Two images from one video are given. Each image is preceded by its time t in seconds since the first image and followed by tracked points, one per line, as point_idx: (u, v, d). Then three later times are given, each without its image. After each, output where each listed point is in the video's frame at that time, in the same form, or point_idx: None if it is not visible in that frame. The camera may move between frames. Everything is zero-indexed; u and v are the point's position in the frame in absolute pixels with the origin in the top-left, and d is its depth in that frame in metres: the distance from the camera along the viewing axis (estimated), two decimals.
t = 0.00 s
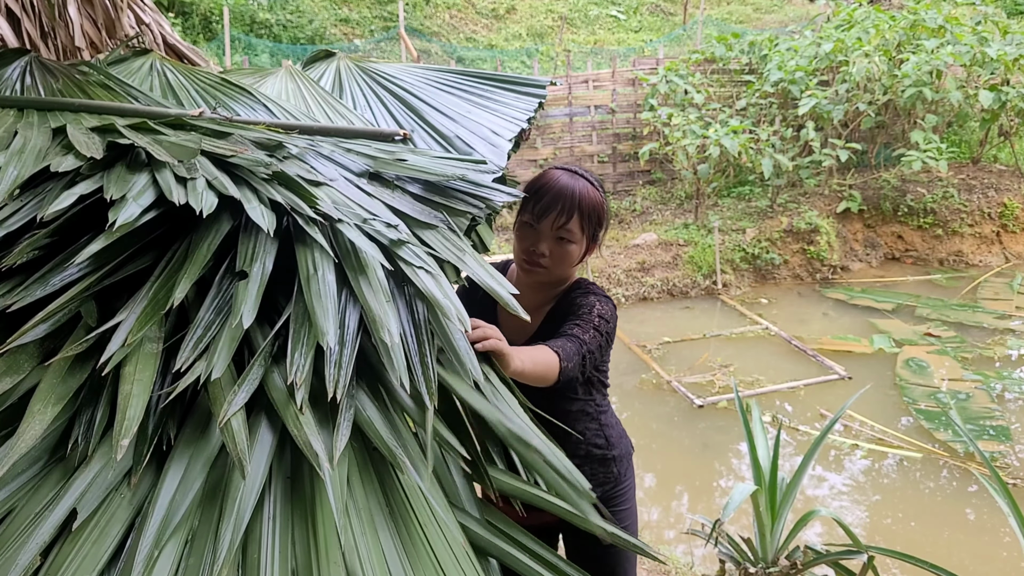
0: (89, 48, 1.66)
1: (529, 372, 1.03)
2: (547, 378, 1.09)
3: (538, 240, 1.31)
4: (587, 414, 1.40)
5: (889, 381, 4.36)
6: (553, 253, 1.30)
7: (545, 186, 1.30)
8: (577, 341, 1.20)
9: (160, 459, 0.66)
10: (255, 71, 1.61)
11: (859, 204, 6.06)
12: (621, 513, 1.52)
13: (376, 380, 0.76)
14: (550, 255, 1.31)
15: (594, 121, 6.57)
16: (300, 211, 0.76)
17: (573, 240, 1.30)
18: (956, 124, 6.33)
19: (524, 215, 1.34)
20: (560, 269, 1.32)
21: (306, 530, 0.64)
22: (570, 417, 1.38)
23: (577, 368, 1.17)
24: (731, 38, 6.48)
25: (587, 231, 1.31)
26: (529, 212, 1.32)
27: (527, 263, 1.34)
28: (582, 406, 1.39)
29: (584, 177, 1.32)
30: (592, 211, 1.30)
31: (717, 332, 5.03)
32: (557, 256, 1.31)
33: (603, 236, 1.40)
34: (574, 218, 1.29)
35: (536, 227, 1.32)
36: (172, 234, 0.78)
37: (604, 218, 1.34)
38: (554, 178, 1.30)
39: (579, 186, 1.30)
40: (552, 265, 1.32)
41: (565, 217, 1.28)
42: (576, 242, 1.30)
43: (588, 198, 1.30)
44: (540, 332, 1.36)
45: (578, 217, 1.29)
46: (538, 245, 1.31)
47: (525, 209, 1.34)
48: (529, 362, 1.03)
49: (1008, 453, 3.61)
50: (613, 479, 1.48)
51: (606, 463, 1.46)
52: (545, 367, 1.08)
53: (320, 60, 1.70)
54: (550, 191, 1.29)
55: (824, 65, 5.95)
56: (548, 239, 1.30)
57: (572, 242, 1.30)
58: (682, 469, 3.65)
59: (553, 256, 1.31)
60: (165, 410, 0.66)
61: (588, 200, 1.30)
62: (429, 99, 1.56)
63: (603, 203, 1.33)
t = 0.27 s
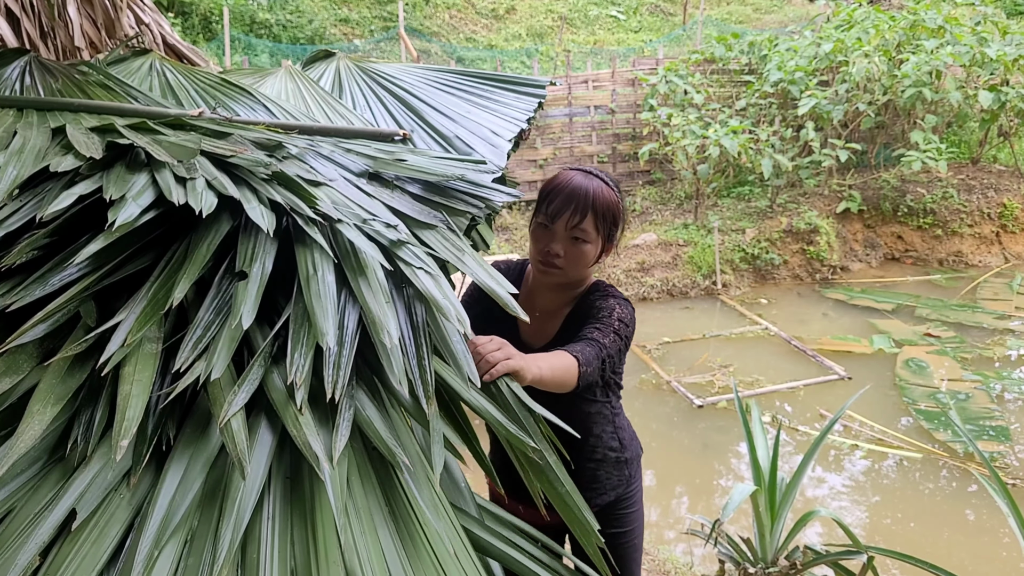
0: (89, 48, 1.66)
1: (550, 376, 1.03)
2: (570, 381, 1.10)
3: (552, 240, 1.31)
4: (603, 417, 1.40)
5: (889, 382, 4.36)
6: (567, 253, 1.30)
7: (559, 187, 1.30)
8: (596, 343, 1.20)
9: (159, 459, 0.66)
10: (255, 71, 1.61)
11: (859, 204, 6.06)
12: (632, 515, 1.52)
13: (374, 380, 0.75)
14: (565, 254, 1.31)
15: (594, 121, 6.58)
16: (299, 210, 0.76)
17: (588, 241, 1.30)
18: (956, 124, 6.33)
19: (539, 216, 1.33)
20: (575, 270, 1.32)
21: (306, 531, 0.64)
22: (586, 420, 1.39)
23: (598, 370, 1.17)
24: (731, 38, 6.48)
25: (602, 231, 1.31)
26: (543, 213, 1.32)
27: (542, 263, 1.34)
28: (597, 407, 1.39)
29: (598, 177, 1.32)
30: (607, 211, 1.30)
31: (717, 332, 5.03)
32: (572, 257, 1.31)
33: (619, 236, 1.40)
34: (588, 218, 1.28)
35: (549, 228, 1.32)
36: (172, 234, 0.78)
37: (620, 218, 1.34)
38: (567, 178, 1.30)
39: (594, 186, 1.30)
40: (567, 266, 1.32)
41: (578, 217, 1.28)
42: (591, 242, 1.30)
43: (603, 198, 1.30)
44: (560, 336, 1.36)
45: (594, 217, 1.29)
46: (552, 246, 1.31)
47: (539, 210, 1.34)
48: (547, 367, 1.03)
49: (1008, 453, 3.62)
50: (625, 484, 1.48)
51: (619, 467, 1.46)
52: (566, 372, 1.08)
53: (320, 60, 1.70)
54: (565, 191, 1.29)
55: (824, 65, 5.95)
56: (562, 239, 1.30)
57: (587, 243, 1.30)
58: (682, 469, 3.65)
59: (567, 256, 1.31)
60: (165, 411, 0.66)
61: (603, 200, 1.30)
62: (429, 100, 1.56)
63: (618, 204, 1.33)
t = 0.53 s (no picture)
0: (89, 48, 1.66)
1: (554, 362, 1.02)
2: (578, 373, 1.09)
3: (564, 244, 1.30)
4: (617, 418, 1.40)
5: (889, 382, 4.36)
6: (580, 256, 1.30)
7: (570, 190, 1.30)
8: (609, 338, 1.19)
9: (158, 460, 0.66)
10: (255, 71, 1.61)
11: (859, 204, 6.06)
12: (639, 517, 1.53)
13: (374, 379, 0.75)
14: (577, 258, 1.30)
15: (594, 121, 6.58)
16: (298, 210, 0.76)
17: (600, 244, 1.29)
18: (956, 124, 6.33)
19: (550, 221, 1.33)
20: (588, 273, 1.32)
21: (304, 530, 0.64)
22: (602, 421, 1.38)
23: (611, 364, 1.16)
24: (730, 38, 6.48)
25: (614, 233, 1.30)
26: (554, 217, 1.32)
27: (555, 268, 1.34)
28: (611, 409, 1.39)
29: (609, 179, 1.31)
30: (619, 213, 1.29)
31: (717, 332, 5.03)
32: (585, 260, 1.30)
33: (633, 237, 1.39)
34: (600, 221, 1.28)
35: (561, 233, 1.31)
36: (171, 234, 0.78)
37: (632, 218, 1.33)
38: (578, 181, 1.29)
39: (603, 187, 1.28)
40: (580, 270, 1.32)
41: (590, 220, 1.27)
42: (603, 245, 1.30)
43: (613, 200, 1.29)
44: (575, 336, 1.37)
45: (604, 220, 1.28)
46: (564, 250, 1.31)
47: (550, 213, 1.33)
48: (550, 353, 1.02)
49: (1007, 453, 3.62)
50: (634, 485, 1.48)
51: (630, 468, 1.47)
52: (573, 361, 1.08)
53: (320, 60, 1.70)
54: (575, 194, 1.28)
55: (824, 65, 5.95)
56: (574, 243, 1.29)
57: (599, 246, 1.29)
58: (682, 469, 3.65)
59: (580, 260, 1.31)
60: (163, 411, 0.66)
61: (614, 202, 1.29)
62: (429, 100, 1.56)
63: (629, 205, 1.32)
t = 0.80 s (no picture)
0: (89, 48, 1.66)
1: (571, 364, 1.04)
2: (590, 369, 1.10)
3: (558, 256, 1.30)
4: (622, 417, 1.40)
5: (889, 381, 4.36)
6: (575, 266, 1.30)
7: (562, 201, 1.28)
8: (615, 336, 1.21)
9: (160, 460, 0.66)
10: (255, 71, 1.61)
11: (858, 204, 6.06)
12: (640, 519, 1.55)
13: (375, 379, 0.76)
14: (572, 268, 1.30)
15: (594, 121, 6.58)
16: (299, 209, 0.76)
17: (595, 253, 1.29)
18: (956, 124, 6.33)
19: (543, 231, 1.32)
20: (584, 282, 1.33)
21: (305, 528, 0.64)
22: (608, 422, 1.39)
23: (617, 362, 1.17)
24: (730, 38, 6.47)
25: (609, 241, 1.29)
26: (547, 228, 1.31)
27: (551, 276, 1.34)
28: (616, 407, 1.39)
29: (601, 188, 1.29)
30: (612, 224, 1.28)
31: (716, 332, 5.03)
32: (580, 269, 1.30)
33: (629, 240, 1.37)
34: (593, 232, 1.27)
35: (555, 242, 1.30)
36: (172, 234, 0.78)
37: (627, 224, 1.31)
38: (570, 192, 1.27)
39: (595, 196, 1.27)
40: (576, 278, 1.32)
41: (583, 233, 1.27)
42: (597, 254, 1.29)
43: (606, 208, 1.27)
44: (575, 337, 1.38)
45: (597, 230, 1.27)
46: (559, 260, 1.31)
47: (543, 223, 1.32)
48: (566, 355, 1.03)
49: (1007, 453, 3.62)
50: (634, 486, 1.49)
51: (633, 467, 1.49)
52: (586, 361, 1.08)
53: (320, 60, 1.70)
54: (567, 204, 1.27)
55: (823, 65, 5.96)
56: (569, 255, 1.29)
57: (594, 255, 1.29)
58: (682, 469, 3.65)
59: (575, 270, 1.31)
60: (165, 410, 0.66)
61: (607, 210, 1.27)
62: (428, 100, 1.56)
63: (624, 212, 1.31)
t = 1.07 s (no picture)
0: (90, 49, 1.67)
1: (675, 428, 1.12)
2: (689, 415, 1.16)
3: (560, 297, 1.24)
4: (625, 416, 1.43)
5: (888, 381, 4.37)
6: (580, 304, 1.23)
7: (558, 249, 1.18)
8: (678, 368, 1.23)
9: (160, 459, 0.67)
10: (255, 72, 1.62)
11: (857, 205, 6.07)
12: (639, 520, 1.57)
13: (374, 380, 0.77)
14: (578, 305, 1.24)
15: (593, 122, 6.59)
16: (299, 210, 0.77)
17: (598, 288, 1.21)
18: (954, 125, 6.35)
19: (541, 273, 1.24)
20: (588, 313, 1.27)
21: (306, 527, 0.65)
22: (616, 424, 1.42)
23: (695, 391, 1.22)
24: (729, 40, 6.47)
25: (610, 275, 1.21)
26: (546, 272, 1.22)
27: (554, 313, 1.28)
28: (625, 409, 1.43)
29: (593, 225, 1.17)
30: (611, 262, 1.19)
31: (715, 332, 5.04)
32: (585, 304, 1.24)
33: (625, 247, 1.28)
34: (594, 275, 1.19)
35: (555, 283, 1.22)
36: (172, 235, 0.79)
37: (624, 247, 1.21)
38: (564, 240, 1.17)
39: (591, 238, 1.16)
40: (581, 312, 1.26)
41: (584, 279, 1.19)
42: (601, 288, 1.22)
43: (602, 245, 1.17)
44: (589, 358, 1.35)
45: (597, 270, 1.18)
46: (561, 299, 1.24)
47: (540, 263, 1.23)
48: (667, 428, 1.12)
49: (1005, 452, 3.63)
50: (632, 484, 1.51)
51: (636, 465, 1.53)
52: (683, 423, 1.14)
53: (320, 61, 1.71)
54: (563, 245, 1.17)
55: (822, 66, 5.97)
56: (572, 297, 1.22)
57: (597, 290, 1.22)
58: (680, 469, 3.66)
59: (578, 307, 1.25)
60: (166, 410, 0.67)
61: (605, 248, 1.18)
62: (428, 101, 1.58)
63: (620, 241, 1.20)
